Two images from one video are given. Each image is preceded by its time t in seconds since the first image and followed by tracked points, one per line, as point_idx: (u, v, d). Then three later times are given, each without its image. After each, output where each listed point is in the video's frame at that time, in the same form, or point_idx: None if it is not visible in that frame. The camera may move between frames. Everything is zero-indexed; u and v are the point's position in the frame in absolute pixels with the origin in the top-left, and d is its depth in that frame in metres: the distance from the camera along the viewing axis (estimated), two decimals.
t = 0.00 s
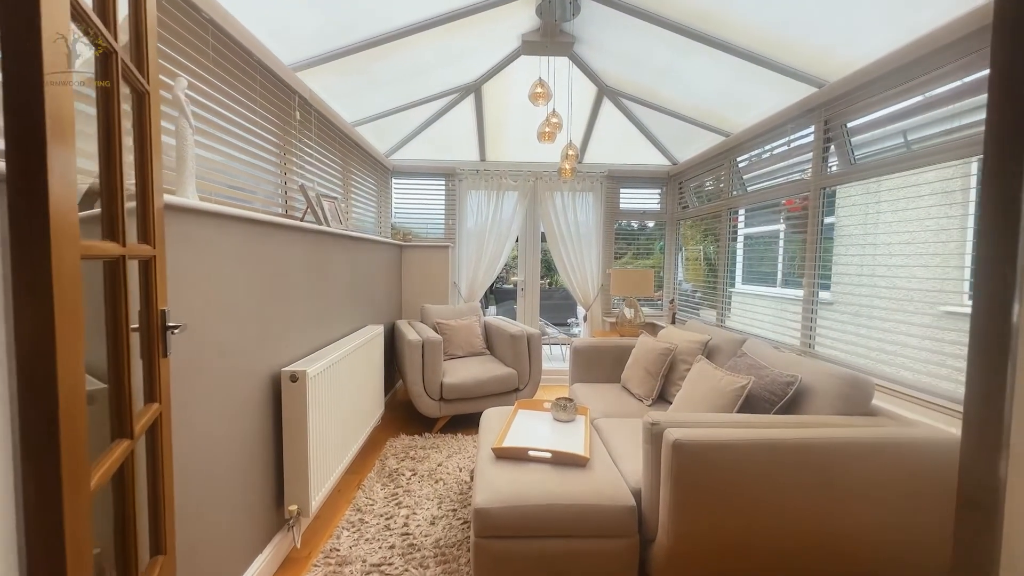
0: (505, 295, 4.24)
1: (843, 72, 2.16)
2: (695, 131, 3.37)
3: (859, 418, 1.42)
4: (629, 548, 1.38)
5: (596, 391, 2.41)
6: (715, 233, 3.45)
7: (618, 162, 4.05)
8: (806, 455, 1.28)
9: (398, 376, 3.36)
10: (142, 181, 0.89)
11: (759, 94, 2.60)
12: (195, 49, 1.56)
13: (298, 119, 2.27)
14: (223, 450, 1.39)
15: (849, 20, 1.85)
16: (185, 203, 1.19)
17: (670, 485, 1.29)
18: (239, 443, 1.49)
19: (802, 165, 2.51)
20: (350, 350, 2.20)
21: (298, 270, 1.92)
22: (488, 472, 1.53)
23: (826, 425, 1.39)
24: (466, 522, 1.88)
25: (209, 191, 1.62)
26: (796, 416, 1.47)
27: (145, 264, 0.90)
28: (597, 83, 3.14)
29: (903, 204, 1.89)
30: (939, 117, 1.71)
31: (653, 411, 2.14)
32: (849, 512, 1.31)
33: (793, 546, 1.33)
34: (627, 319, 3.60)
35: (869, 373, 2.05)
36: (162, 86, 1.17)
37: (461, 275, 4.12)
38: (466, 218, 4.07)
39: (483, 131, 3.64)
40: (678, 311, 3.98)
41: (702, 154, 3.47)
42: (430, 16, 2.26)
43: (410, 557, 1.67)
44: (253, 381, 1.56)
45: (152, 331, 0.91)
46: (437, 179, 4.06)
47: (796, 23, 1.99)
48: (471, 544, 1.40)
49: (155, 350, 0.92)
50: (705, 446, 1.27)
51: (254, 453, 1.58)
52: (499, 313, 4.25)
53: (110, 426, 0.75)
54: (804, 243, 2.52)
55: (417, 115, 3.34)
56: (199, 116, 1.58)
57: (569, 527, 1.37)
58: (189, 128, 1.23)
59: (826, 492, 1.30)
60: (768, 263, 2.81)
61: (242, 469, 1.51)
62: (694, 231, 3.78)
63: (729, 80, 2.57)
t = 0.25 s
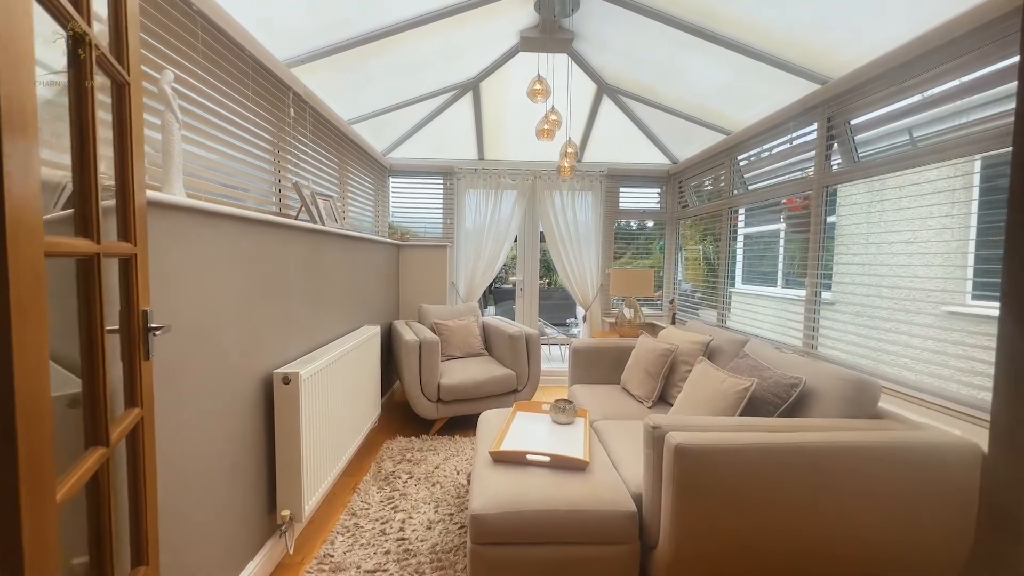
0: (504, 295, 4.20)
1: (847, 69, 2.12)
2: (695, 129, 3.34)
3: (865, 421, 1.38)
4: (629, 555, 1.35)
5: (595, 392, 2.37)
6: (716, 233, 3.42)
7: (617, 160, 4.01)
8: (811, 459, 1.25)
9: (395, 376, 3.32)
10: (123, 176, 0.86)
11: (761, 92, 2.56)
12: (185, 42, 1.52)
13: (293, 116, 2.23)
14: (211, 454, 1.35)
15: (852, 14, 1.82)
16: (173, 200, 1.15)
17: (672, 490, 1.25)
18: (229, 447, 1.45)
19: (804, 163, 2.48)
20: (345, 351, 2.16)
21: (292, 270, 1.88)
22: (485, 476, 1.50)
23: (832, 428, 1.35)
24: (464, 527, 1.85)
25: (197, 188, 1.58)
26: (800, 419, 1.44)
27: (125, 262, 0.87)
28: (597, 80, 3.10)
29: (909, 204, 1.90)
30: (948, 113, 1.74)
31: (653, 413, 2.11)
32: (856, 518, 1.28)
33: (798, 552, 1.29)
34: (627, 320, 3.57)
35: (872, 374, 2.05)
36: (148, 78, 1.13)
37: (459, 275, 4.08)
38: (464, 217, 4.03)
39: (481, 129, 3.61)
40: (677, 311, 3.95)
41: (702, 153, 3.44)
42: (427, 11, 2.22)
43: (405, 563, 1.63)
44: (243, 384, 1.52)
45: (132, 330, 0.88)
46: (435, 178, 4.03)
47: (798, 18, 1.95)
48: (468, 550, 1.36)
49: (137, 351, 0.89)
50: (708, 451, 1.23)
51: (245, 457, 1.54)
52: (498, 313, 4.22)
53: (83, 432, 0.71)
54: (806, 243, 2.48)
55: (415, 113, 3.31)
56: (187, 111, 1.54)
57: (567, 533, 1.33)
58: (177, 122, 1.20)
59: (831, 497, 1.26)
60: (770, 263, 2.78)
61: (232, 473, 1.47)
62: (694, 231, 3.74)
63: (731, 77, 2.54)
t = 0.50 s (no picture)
0: (502, 295, 4.17)
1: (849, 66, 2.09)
2: (696, 128, 3.30)
3: (871, 424, 1.35)
4: (630, 562, 1.32)
5: (595, 394, 2.34)
6: (716, 232, 3.39)
7: (617, 160, 3.99)
8: (816, 465, 1.22)
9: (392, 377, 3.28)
10: (101, 172, 0.82)
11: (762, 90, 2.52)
12: (172, 36, 1.49)
13: (286, 113, 2.19)
14: (200, 460, 1.32)
15: (856, 10, 1.78)
16: (159, 198, 1.12)
17: (674, 496, 1.22)
18: (219, 452, 1.41)
19: (806, 162, 2.45)
20: (340, 352, 2.12)
21: (285, 269, 1.84)
22: (482, 481, 1.46)
23: (837, 432, 1.32)
24: (460, 532, 1.81)
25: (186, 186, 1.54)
26: (804, 422, 1.40)
27: (104, 262, 0.83)
28: (596, 78, 3.07)
29: (911, 204, 1.89)
30: (955, 110, 1.71)
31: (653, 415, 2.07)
32: (862, 524, 1.24)
33: (803, 559, 1.26)
34: (626, 320, 3.53)
35: (871, 374, 2.06)
36: (133, 72, 1.10)
37: (457, 275, 4.04)
38: (462, 216, 4.00)
39: (479, 128, 3.57)
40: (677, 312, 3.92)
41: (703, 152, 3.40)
42: (423, 6, 2.18)
43: (401, 570, 1.59)
44: (233, 387, 1.48)
45: (113, 333, 0.85)
46: (433, 177, 3.99)
47: (801, 12, 1.91)
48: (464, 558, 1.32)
49: (118, 354, 0.85)
50: (711, 456, 1.20)
51: (236, 462, 1.51)
52: (497, 313, 4.18)
53: (55, 441, 0.67)
54: (808, 242, 2.45)
55: (412, 111, 3.27)
56: (176, 107, 1.50)
57: (566, 540, 1.30)
58: (163, 117, 1.16)
59: (837, 503, 1.23)
60: (771, 263, 2.75)
61: (222, 479, 1.43)
62: (694, 230, 3.71)
63: (732, 75, 2.50)
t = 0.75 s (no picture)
0: (501, 295, 4.13)
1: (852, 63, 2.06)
2: (696, 126, 3.27)
3: (876, 427, 1.32)
4: (630, 569, 1.28)
5: (595, 396, 2.30)
6: (716, 232, 3.36)
7: (616, 159, 3.95)
8: (822, 469, 1.19)
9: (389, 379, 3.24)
10: (79, 166, 0.78)
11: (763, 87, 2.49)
12: (161, 29, 1.45)
13: (280, 110, 2.16)
14: (188, 465, 1.28)
15: (860, 5, 1.74)
16: (145, 196, 1.08)
17: (676, 501, 1.18)
18: (209, 456, 1.38)
19: (808, 161, 2.42)
20: (335, 353, 2.08)
21: (278, 269, 1.80)
22: (479, 485, 1.43)
23: (842, 435, 1.29)
24: (457, 537, 1.77)
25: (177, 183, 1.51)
26: (809, 425, 1.37)
27: (82, 259, 0.79)
28: (596, 76, 3.04)
29: (913, 203, 1.86)
30: (963, 106, 1.67)
31: (654, 417, 2.04)
32: (868, 530, 1.21)
33: (809, 566, 1.22)
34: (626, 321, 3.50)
35: (871, 374, 2.05)
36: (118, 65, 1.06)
37: (455, 275, 4.01)
38: (460, 216, 3.96)
39: (477, 126, 3.54)
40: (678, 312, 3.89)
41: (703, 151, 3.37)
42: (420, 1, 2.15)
43: None
44: (224, 389, 1.45)
45: (91, 335, 0.81)
46: (431, 176, 3.96)
47: (803, 8, 1.88)
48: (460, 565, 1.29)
49: (98, 356, 0.81)
50: (714, 460, 1.17)
51: (227, 467, 1.47)
52: (495, 313, 4.15)
53: (25, 451, 0.64)
54: (810, 242, 2.42)
55: (409, 109, 3.24)
56: (165, 101, 1.47)
57: (564, 546, 1.26)
58: (150, 112, 1.13)
59: (843, 509, 1.20)
60: (772, 263, 2.72)
61: (212, 484, 1.39)
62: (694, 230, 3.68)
63: (733, 72, 2.47)
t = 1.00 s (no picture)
0: (500, 296, 4.10)
1: (854, 59, 2.03)
2: (696, 125, 3.24)
3: (882, 431, 1.29)
4: None
5: (594, 398, 2.27)
6: (717, 232, 3.33)
7: (616, 158, 3.92)
8: (826, 474, 1.15)
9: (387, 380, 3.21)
10: (55, 159, 0.75)
11: (764, 85, 2.46)
12: (150, 23, 1.42)
13: (275, 108, 2.12)
14: (175, 469, 1.25)
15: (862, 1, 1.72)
16: (130, 192, 1.05)
17: (677, 507, 1.15)
18: (198, 460, 1.35)
19: (809, 160, 2.40)
20: (330, 355, 2.05)
21: (271, 269, 1.77)
22: (475, 490, 1.39)
23: (846, 439, 1.26)
24: (454, 542, 1.74)
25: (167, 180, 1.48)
26: (813, 429, 1.34)
27: (59, 258, 0.76)
28: (595, 74, 3.01)
29: (916, 202, 1.84)
30: (968, 103, 1.64)
31: (654, 419, 2.01)
32: (874, 536, 1.18)
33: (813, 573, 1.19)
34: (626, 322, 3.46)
35: (872, 374, 2.03)
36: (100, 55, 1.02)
37: (453, 275, 3.97)
38: (459, 216, 3.93)
39: (476, 125, 3.51)
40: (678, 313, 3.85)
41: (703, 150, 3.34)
42: None
43: None
44: (213, 392, 1.42)
45: (68, 337, 0.78)
46: (429, 175, 3.93)
47: (805, 4, 1.85)
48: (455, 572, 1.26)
49: (75, 359, 0.78)
50: (716, 465, 1.13)
51: (218, 471, 1.44)
52: (494, 314, 4.12)
53: None
54: (812, 241, 2.39)
55: (407, 108, 3.21)
56: (154, 96, 1.43)
57: (562, 553, 1.23)
58: (135, 107, 1.10)
59: (848, 515, 1.17)
60: (773, 263, 2.69)
61: (200, 489, 1.36)
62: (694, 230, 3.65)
63: (733, 69, 2.44)
